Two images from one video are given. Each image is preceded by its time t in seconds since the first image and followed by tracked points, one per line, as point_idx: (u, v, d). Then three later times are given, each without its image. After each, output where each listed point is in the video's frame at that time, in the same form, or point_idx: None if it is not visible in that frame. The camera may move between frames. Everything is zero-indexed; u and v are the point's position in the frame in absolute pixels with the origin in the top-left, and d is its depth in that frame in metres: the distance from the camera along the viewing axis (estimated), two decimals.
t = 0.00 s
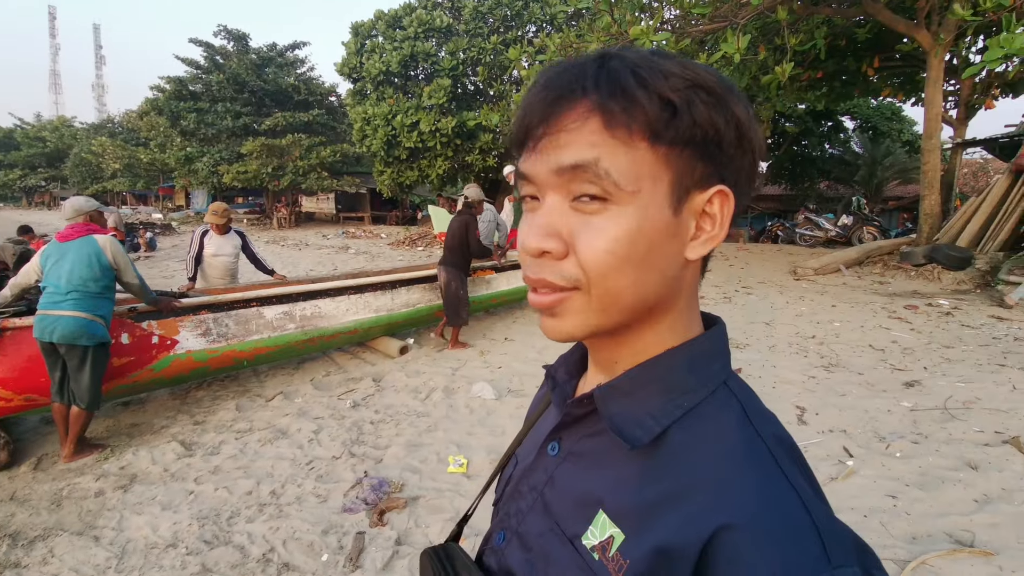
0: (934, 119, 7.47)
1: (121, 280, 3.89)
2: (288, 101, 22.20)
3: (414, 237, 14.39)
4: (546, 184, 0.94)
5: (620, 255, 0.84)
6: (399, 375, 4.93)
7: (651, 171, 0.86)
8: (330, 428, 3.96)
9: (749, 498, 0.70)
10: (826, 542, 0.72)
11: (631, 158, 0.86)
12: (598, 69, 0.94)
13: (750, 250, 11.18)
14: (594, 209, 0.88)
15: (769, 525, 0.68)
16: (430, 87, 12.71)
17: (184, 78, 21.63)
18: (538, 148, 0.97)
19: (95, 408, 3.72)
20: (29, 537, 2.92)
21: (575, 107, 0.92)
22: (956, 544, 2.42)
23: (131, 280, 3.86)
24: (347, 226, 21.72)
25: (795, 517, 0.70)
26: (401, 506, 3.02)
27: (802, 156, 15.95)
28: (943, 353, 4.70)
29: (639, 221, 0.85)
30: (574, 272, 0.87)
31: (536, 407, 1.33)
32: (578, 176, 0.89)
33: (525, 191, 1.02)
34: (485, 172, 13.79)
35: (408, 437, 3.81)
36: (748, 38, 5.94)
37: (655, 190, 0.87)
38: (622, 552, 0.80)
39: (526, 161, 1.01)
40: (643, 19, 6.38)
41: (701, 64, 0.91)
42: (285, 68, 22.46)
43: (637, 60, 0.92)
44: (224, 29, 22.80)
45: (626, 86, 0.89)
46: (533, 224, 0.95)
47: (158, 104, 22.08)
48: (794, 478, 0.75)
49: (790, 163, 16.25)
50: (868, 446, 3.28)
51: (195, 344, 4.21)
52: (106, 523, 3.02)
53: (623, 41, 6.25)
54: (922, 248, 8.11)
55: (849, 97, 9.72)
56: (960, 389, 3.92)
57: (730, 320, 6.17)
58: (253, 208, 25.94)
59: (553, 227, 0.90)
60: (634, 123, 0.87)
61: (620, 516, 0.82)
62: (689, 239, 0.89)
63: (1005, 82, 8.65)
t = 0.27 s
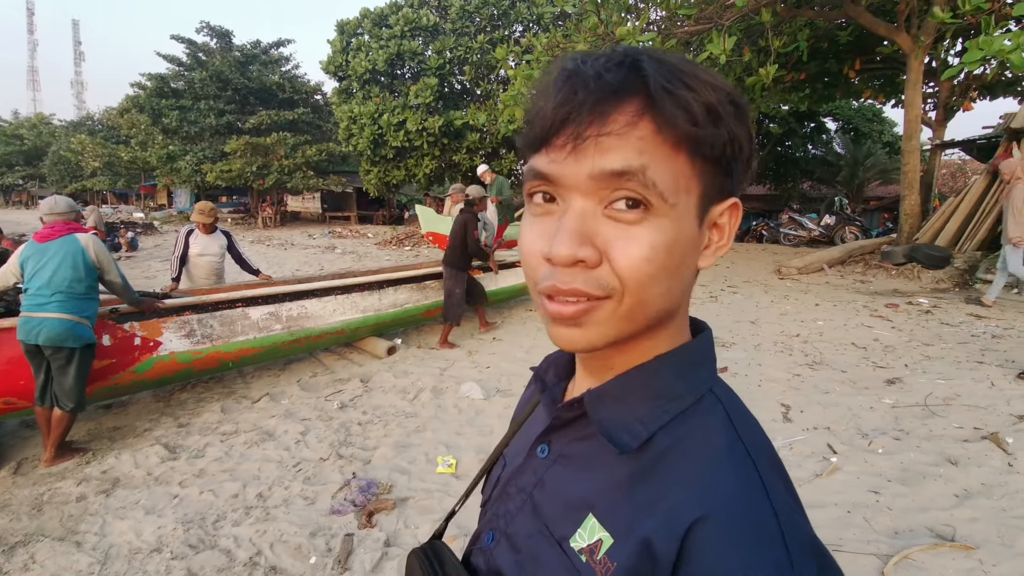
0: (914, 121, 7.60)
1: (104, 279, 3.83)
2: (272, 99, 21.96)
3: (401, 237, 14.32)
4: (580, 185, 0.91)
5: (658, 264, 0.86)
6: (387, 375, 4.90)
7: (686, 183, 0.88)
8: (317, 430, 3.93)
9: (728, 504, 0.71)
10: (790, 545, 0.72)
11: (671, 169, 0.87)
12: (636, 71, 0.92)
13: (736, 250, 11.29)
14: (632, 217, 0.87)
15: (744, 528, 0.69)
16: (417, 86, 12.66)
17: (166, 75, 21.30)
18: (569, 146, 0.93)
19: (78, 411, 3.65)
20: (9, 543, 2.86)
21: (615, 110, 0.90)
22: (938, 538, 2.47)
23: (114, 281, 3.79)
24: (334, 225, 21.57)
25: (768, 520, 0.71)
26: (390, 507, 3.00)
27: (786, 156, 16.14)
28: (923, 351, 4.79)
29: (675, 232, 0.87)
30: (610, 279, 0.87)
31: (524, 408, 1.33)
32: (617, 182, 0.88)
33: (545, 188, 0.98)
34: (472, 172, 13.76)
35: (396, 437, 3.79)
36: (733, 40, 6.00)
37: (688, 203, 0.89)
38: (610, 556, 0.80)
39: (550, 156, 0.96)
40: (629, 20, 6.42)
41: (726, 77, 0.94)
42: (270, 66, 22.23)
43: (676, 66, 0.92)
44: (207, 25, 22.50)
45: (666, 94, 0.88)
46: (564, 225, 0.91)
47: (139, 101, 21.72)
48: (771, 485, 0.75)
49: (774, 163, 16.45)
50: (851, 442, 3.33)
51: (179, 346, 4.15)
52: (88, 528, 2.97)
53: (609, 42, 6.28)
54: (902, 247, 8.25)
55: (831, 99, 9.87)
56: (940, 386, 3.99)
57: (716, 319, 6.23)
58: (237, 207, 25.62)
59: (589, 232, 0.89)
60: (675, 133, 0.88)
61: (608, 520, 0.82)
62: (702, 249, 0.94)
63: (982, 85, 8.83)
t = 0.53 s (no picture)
0: (897, 122, 7.70)
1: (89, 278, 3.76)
2: (259, 97, 21.74)
3: (391, 236, 14.26)
4: (532, 178, 0.93)
5: (601, 253, 0.85)
6: (376, 375, 4.88)
7: (640, 171, 0.87)
8: (306, 430, 3.90)
9: (713, 504, 0.71)
10: (775, 551, 0.72)
11: (617, 157, 0.86)
12: (589, 63, 0.93)
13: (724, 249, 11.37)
14: (578, 206, 0.88)
15: (725, 529, 0.69)
16: (406, 84, 12.60)
17: (150, 72, 21.00)
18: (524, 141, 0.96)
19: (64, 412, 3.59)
20: None
21: (560, 104, 0.91)
22: (924, 533, 2.50)
23: (99, 281, 3.70)
24: (322, 225, 21.42)
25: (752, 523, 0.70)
26: (380, 508, 2.98)
27: (773, 156, 16.27)
28: (908, 348, 4.86)
29: (622, 220, 0.86)
30: (558, 267, 0.88)
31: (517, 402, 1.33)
32: (564, 174, 0.89)
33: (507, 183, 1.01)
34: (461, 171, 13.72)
35: (386, 437, 3.77)
36: (720, 40, 6.04)
37: (639, 190, 0.87)
38: (592, 551, 0.80)
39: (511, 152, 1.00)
40: (618, 20, 6.43)
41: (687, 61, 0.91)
42: (256, 64, 22.01)
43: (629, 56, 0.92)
44: (192, 22, 22.22)
45: (614, 84, 0.88)
46: (516, 219, 0.94)
47: (122, 98, 21.40)
48: (758, 486, 0.75)
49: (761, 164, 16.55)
50: (838, 439, 3.37)
51: (164, 346, 4.10)
52: (72, 531, 2.91)
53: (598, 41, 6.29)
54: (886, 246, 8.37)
55: (816, 99, 9.98)
56: (924, 383, 4.05)
57: (705, 317, 6.27)
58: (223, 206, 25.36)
59: (537, 223, 0.90)
60: (621, 121, 0.86)
61: (592, 515, 0.82)
62: (673, 238, 0.90)
63: (964, 86, 8.97)
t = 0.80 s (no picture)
0: (889, 120, 7.75)
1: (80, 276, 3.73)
2: (251, 92, 21.57)
3: (385, 233, 14.21)
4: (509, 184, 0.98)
5: (558, 251, 0.87)
6: (371, 372, 4.87)
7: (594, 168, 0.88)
8: (301, 427, 3.89)
9: (719, 507, 0.71)
10: (783, 555, 0.72)
11: (571, 156, 0.88)
12: (555, 73, 0.97)
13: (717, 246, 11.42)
14: (538, 206, 0.91)
15: (731, 534, 0.69)
16: (400, 80, 12.54)
17: (140, 67, 20.79)
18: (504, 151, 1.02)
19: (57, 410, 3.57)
20: None
21: (520, 117, 0.96)
22: (916, 526, 2.53)
23: (92, 279, 3.69)
24: (315, 221, 21.32)
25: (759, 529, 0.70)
26: (377, 504, 2.99)
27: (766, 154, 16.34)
28: (900, 344, 4.90)
29: (575, 218, 0.87)
30: (528, 269, 0.92)
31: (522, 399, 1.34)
32: (524, 179, 0.93)
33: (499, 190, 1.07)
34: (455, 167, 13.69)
35: (382, 434, 3.76)
36: (715, 37, 6.05)
37: (593, 187, 0.88)
38: (596, 549, 0.81)
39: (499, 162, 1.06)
40: (613, 17, 6.44)
41: (639, 56, 0.91)
42: (248, 59, 21.85)
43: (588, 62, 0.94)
44: (183, 16, 22.02)
45: (567, 88, 0.91)
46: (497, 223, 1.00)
47: (112, 94, 21.18)
48: (765, 488, 0.75)
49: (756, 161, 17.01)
50: (831, 434, 3.40)
51: (157, 344, 4.08)
52: (66, 530, 2.90)
53: (593, 38, 6.28)
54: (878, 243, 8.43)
55: (809, 97, 10.02)
56: (915, 378, 4.09)
57: (699, 314, 6.29)
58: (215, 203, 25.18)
59: (506, 225, 0.95)
60: (570, 125, 0.89)
61: (595, 514, 0.83)
62: (642, 231, 0.87)
63: (955, 84, 9.03)
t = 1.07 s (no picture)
0: (874, 120, 7.85)
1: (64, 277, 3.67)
2: (237, 89, 21.33)
3: (374, 232, 14.14)
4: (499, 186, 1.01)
5: (532, 254, 0.90)
6: (362, 372, 4.85)
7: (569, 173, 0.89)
8: (291, 428, 3.86)
9: (720, 505, 0.71)
10: (786, 550, 0.73)
11: (544, 163, 0.91)
12: (536, 82, 0.99)
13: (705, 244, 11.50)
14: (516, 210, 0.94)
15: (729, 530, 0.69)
16: (389, 79, 12.48)
17: (124, 63, 20.48)
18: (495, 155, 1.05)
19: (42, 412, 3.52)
20: None
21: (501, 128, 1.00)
22: (901, 521, 2.57)
23: (75, 280, 3.65)
24: (303, 220, 21.15)
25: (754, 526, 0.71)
26: (368, 505, 2.98)
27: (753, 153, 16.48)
28: (884, 342, 4.98)
29: (547, 222, 0.90)
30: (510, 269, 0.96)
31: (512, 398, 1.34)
32: (505, 186, 0.97)
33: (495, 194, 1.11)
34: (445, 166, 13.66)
35: (372, 435, 3.75)
36: (704, 38, 6.09)
37: (563, 191, 0.90)
38: (596, 544, 0.81)
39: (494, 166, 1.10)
40: (602, 17, 6.46)
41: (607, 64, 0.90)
42: (235, 56, 21.62)
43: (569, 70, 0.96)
44: (167, 12, 21.72)
45: (540, 97, 0.93)
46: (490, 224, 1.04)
47: (95, 90, 20.85)
48: (765, 484, 0.77)
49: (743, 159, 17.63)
50: (818, 431, 3.45)
51: (144, 345, 4.02)
52: (52, 534, 2.85)
53: (583, 38, 6.29)
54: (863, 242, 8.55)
55: (795, 97, 10.12)
56: (900, 376, 4.16)
57: (688, 313, 6.34)
58: (200, 202, 24.88)
59: (491, 230, 0.99)
60: (541, 133, 0.92)
61: (593, 509, 0.84)
62: (613, 232, 0.88)
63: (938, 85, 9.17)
